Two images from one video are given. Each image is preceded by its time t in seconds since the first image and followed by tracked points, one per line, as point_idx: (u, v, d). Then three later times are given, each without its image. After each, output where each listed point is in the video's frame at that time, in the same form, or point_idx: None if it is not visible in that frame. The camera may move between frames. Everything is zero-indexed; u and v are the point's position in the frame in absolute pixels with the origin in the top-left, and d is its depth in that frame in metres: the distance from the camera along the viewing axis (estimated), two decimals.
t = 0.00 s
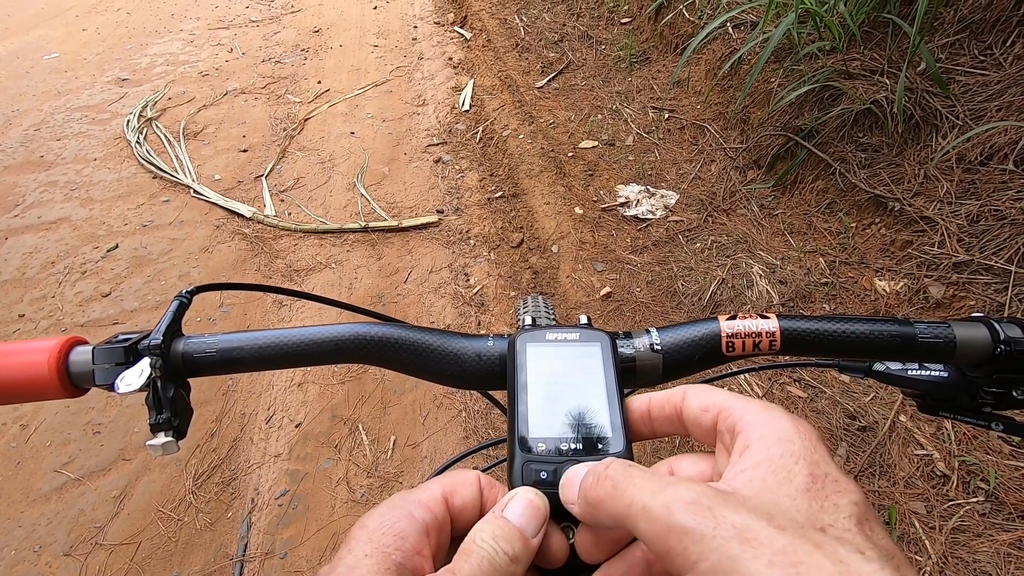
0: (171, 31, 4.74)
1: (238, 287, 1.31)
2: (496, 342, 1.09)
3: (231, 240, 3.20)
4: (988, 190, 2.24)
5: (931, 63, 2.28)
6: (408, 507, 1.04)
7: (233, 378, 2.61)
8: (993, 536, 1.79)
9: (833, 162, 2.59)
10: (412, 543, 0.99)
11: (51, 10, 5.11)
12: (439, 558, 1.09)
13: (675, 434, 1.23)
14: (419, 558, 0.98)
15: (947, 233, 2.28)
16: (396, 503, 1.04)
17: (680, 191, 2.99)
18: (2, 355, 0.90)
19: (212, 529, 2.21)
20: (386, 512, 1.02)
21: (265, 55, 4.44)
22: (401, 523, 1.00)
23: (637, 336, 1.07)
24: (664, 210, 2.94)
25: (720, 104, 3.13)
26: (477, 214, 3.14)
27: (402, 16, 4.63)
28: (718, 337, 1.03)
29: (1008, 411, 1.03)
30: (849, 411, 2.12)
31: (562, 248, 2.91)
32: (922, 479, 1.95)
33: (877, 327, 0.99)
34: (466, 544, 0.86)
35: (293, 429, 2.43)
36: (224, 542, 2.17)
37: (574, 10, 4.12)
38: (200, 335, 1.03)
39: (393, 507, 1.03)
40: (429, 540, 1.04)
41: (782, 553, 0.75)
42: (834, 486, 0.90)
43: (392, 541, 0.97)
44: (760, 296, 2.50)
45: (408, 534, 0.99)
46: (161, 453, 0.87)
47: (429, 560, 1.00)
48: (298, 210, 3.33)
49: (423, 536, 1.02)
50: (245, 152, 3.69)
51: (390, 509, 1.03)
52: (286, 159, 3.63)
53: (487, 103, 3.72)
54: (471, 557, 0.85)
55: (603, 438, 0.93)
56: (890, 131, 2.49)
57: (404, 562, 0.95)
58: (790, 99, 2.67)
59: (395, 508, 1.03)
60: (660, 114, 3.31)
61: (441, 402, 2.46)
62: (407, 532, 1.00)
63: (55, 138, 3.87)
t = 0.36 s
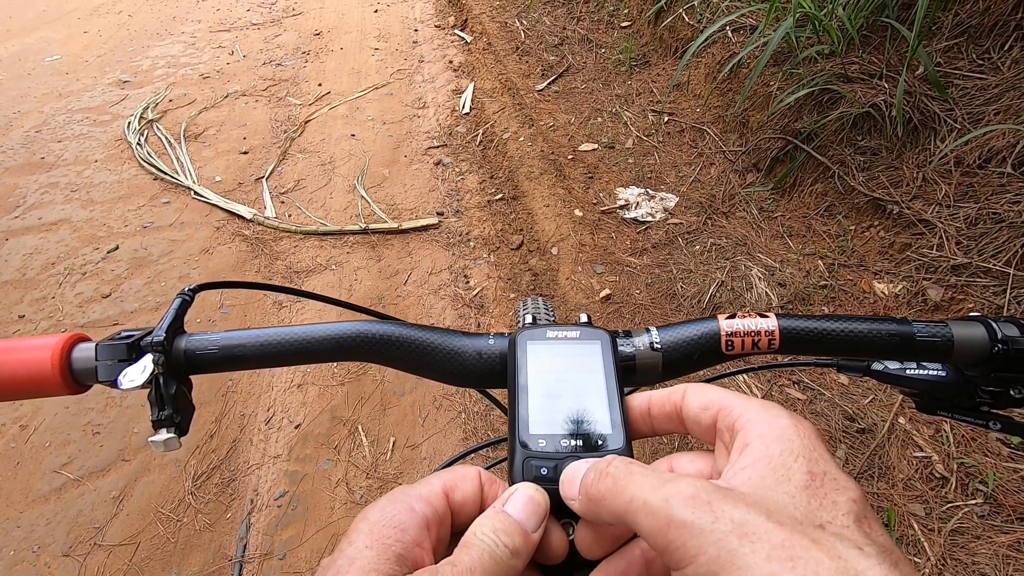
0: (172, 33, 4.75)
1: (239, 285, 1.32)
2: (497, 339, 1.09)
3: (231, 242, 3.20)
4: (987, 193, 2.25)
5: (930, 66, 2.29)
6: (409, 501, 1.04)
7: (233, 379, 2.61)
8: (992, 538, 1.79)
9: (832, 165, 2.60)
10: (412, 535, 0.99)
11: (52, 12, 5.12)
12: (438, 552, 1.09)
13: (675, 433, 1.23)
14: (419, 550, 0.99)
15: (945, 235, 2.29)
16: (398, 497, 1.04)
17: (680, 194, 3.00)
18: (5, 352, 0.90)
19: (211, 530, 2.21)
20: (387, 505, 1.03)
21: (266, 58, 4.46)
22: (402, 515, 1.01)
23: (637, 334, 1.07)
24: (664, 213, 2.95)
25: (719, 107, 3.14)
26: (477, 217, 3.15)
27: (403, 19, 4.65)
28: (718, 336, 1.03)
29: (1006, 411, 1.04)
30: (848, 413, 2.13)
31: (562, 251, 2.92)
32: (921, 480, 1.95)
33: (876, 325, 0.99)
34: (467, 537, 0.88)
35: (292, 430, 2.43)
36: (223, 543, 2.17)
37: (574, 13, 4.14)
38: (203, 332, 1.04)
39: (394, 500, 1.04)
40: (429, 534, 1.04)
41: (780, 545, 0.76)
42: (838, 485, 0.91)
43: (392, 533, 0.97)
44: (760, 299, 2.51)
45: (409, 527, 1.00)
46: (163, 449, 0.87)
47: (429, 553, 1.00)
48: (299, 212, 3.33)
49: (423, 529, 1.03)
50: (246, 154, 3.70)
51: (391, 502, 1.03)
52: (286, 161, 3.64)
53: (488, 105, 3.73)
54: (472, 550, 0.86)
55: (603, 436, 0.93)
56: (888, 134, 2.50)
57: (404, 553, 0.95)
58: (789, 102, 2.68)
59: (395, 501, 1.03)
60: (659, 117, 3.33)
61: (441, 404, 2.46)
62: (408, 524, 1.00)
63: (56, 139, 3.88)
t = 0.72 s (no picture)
0: (173, 34, 4.76)
1: (239, 284, 1.32)
2: (495, 337, 1.10)
3: (231, 241, 3.21)
4: (986, 194, 2.25)
5: (929, 68, 2.29)
6: (403, 493, 1.04)
7: (232, 378, 2.62)
8: (990, 539, 1.80)
9: (831, 166, 2.60)
10: (404, 524, 0.99)
11: (54, 12, 5.13)
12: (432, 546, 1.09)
13: (674, 430, 1.23)
14: (411, 539, 0.98)
15: (944, 237, 2.30)
16: (393, 490, 1.05)
17: (679, 195, 3.00)
18: (7, 347, 0.91)
19: (210, 529, 2.21)
20: (382, 497, 1.03)
21: (267, 58, 4.46)
22: (394, 506, 1.01)
23: (636, 333, 1.08)
24: (663, 214, 2.96)
25: (719, 108, 3.14)
26: (477, 217, 3.15)
27: (403, 20, 4.65)
28: (716, 334, 1.04)
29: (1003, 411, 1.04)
30: (847, 414, 2.13)
31: (562, 251, 2.92)
32: (919, 482, 1.95)
33: (873, 324, 0.99)
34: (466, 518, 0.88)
35: (292, 430, 2.43)
36: (222, 541, 2.18)
37: (575, 15, 4.15)
38: (202, 329, 1.04)
39: (388, 492, 1.05)
40: (423, 525, 1.04)
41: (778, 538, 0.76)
42: (838, 479, 0.91)
43: (383, 522, 0.98)
44: (759, 299, 2.51)
45: (402, 517, 1.00)
46: (163, 445, 0.88)
47: (421, 541, 1.00)
48: (299, 212, 3.34)
49: (417, 520, 1.03)
50: (246, 154, 3.71)
51: (385, 494, 1.04)
52: (287, 161, 3.64)
53: (488, 106, 3.73)
54: (470, 529, 0.86)
55: (602, 433, 0.93)
56: (888, 135, 2.50)
57: (394, 541, 0.96)
58: (789, 103, 2.69)
59: (389, 493, 1.04)
60: (659, 118, 3.33)
61: (440, 404, 2.47)
62: (400, 514, 1.00)
63: (57, 139, 3.89)
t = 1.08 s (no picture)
0: (172, 31, 4.75)
1: (237, 284, 1.32)
2: (495, 341, 1.09)
3: (231, 240, 3.20)
4: (987, 193, 2.25)
5: (930, 66, 2.29)
6: (406, 497, 1.04)
7: (232, 377, 2.61)
8: (990, 538, 1.80)
9: (832, 165, 2.60)
10: (407, 529, 0.99)
11: (53, 10, 5.12)
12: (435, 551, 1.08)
13: (675, 430, 1.23)
14: (414, 544, 0.98)
15: (945, 236, 2.29)
16: (396, 493, 1.05)
17: (679, 193, 2.99)
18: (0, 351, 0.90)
19: (209, 528, 2.21)
20: (385, 501, 1.03)
21: (267, 56, 4.45)
22: (398, 510, 1.01)
23: (637, 337, 1.07)
24: (663, 213, 2.95)
25: (720, 106, 3.14)
26: (477, 215, 3.15)
27: (403, 18, 4.64)
28: (718, 339, 1.03)
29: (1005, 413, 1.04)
30: (847, 413, 2.13)
31: (562, 250, 2.91)
32: (919, 481, 1.95)
33: (878, 329, 0.99)
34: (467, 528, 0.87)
35: (291, 428, 2.43)
36: (222, 540, 2.18)
37: (575, 13, 4.14)
38: (199, 332, 1.03)
39: (391, 496, 1.04)
40: (426, 530, 1.04)
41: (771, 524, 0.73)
42: (836, 481, 0.90)
43: (387, 527, 0.98)
44: (759, 299, 2.50)
45: (406, 521, 1.00)
46: (159, 450, 0.87)
47: (425, 546, 1.00)
48: (298, 210, 3.33)
49: (420, 525, 1.03)
50: (246, 152, 3.70)
51: (388, 499, 1.04)
52: (286, 159, 3.63)
53: (488, 104, 3.72)
54: (471, 540, 0.85)
55: (603, 439, 0.93)
56: (889, 135, 2.50)
57: (398, 545, 0.95)
58: (789, 102, 2.68)
59: (393, 497, 1.04)
60: (659, 117, 3.32)
61: (440, 403, 2.46)
62: (403, 519, 1.00)
63: (57, 137, 3.88)
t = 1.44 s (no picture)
0: (170, 27, 4.73)
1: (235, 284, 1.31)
2: (494, 343, 1.09)
3: (229, 237, 3.19)
4: (987, 190, 2.24)
5: (931, 63, 2.28)
6: (405, 501, 1.04)
7: (231, 375, 2.61)
8: (989, 536, 1.80)
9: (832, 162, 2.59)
10: (406, 535, 0.99)
11: (50, 6, 5.09)
12: (434, 555, 1.08)
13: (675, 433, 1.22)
14: (413, 550, 0.98)
15: (945, 233, 2.29)
16: (395, 498, 1.04)
17: (679, 190, 2.98)
18: None
19: (209, 526, 2.21)
20: (384, 505, 1.03)
21: (265, 52, 4.43)
22: (397, 515, 1.01)
23: (637, 338, 1.07)
24: (663, 210, 2.94)
25: (720, 103, 3.13)
26: (476, 212, 3.14)
27: (402, 13, 4.62)
28: (718, 339, 1.03)
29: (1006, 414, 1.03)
30: (846, 411, 2.13)
31: (561, 247, 2.91)
32: (919, 478, 1.95)
33: (880, 330, 0.99)
34: (465, 535, 0.86)
35: (290, 427, 2.43)
36: (221, 538, 2.18)
37: (575, 8, 4.12)
38: (195, 334, 1.03)
39: (390, 500, 1.04)
40: (425, 535, 1.03)
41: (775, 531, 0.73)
42: (838, 489, 0.91)
43: (386, 533, 0.97)
44: (759, 296, 2.50)
45: (404, 528, 0.99)
46: (155, 453, 0.87)
47: (423, 553, 1.00)
48: (297, 207, 3.32)
49: (419, 530, 1.02)
50: (244, 149, 3.69)
51: (387, 502, 1.03)
52: (285, 156, 3.62)
53: (487, 100, 3.71)
54: (469, 547, 0.85)
55: (602, 443, 0.93)
56: (889, 131, 2.49)
57: (397, 552, 0.95)
58: (789, 98, 2.67)
59: (392, 501, 1.03)
60: (659, 113, 3.31)
61: (439, 400, 2.46)
62: (402, 524, 1.00)
63: (54, 133, 3.87)
